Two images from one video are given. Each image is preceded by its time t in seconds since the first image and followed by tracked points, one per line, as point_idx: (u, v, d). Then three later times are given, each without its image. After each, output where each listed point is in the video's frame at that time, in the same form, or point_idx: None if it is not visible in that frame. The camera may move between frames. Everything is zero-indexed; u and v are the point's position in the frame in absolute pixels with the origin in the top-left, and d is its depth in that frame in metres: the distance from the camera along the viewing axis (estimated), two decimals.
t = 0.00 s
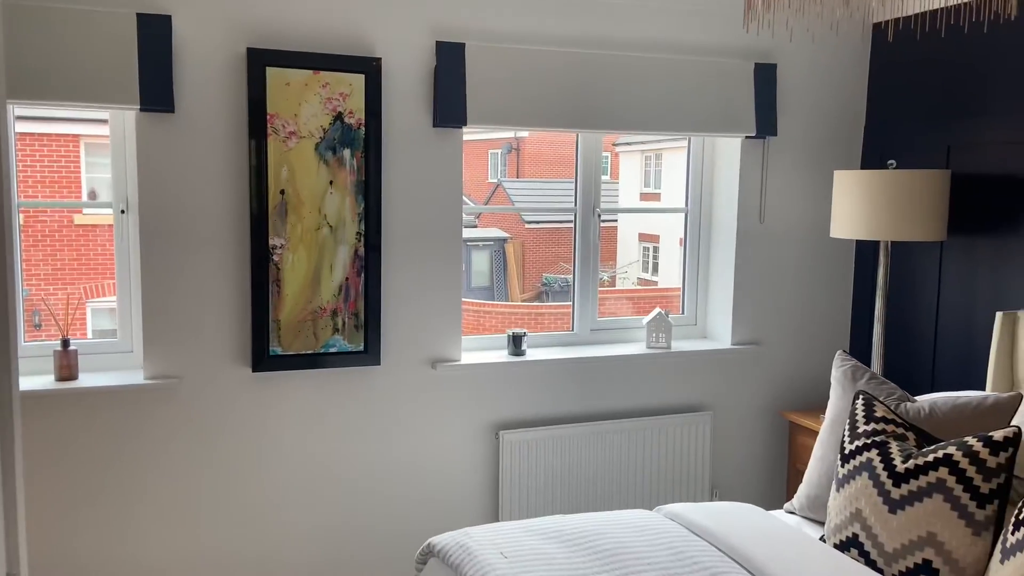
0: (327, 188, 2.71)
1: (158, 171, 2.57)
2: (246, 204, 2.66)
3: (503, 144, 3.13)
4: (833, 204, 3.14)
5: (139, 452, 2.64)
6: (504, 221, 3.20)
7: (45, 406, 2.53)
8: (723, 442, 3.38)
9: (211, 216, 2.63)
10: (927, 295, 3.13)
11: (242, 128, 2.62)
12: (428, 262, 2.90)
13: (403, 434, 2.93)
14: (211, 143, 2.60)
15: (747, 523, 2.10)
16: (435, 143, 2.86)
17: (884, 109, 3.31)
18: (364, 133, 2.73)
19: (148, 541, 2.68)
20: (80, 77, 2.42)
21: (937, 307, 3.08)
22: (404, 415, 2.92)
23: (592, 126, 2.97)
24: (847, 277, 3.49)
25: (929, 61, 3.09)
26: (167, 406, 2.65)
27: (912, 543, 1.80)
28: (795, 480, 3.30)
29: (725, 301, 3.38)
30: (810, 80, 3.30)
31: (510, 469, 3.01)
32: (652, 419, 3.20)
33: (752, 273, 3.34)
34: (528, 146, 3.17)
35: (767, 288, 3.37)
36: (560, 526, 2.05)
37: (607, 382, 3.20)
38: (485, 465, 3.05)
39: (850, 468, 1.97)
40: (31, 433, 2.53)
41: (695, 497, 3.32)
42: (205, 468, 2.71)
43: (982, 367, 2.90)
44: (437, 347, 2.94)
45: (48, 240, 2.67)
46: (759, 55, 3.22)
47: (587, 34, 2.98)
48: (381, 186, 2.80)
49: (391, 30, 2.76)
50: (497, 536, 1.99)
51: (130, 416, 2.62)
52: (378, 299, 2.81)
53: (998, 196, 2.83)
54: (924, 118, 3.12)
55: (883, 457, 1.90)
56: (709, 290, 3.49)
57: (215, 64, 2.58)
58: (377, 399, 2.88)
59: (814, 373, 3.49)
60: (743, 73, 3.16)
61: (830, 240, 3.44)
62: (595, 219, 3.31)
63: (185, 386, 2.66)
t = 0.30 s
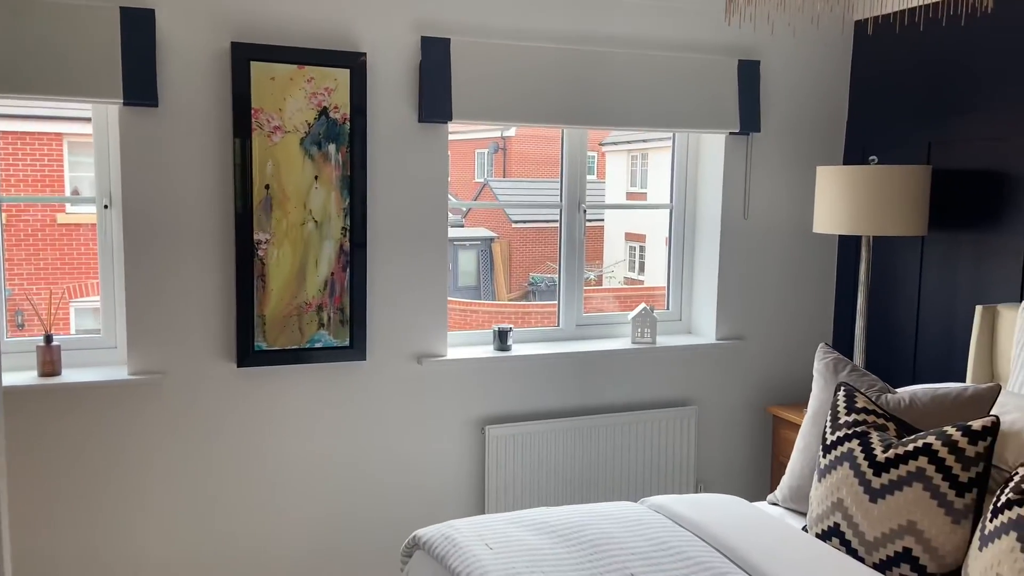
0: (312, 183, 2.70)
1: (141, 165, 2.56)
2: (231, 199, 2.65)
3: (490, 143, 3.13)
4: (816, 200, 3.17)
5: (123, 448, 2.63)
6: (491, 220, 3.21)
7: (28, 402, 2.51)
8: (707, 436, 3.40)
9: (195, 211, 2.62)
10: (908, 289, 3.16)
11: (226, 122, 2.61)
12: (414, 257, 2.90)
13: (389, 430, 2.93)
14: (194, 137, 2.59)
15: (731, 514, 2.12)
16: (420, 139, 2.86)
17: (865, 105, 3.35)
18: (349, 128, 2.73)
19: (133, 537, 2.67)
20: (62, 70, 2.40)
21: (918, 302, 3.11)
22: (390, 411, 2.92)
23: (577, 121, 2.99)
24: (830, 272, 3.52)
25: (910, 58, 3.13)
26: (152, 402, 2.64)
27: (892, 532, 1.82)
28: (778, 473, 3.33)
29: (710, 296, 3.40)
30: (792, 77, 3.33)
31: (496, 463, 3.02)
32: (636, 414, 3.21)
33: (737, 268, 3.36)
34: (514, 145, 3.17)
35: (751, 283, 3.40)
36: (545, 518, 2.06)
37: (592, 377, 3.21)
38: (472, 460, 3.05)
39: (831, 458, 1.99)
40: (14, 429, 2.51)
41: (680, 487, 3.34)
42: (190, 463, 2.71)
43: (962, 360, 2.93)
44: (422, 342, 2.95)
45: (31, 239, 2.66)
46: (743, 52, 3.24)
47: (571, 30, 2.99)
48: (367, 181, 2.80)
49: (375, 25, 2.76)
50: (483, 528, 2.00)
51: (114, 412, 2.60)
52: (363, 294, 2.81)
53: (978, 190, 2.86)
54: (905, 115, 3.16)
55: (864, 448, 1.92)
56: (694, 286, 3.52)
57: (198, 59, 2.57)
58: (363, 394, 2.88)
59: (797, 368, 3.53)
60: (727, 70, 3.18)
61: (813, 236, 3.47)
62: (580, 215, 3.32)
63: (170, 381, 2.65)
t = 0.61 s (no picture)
0: (297, 179, 2.71)
1: (125, 162, 2.55)
2: (215, 195, 2.65)
3: (477, 142, 3.16)
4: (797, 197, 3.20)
5: (107, 444, 2.62)
6: (479, 220, 3.22)
7: (10, 399, 2.51)
8: (691, 431, 3.43)
9: (179, 208, 2.62)
10: (888, 285, 3.20)
11: (210, 119, 2.62)
12: (399, 253, 2.91)
13: (374, 426, 2.94)
14: (178, 133, 2.59)
15: (712, 506, 2.14)
16: (405, 136, 2.87)
17: (846, 104, 3.39)
18: (334, 125, 2.74)
19: (117, 533, 2.67)
20: (45, 66, 2.40)
21: (898, 298, 3.15)
22: (375, 407, 2.93)
23: (561, 119, 3.00)
24: (812, 269, 3.56)
25: (890, 58, 3.17)
26: (136, 399, 2.64)
27: (870, 522, 1.85)
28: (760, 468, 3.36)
29: (694, 292, 3.43)
30: (774, 76, 3.36)
31: (481, 459, 3.04)
32: (620, 410, 3.24)
33: (720, 264, 3.39)
34: (501, 144, 3.20)
35: (733, 280, 3.43)
36: (529, 510, 2.07)
37: (576, 373, 3.23)
38: (457, 455, 3.07)
39: (810, 450, 2.02)
40: None
41: (664, 483, 3.37)
42: (174, 460, 2.71)
43: (940, 355, 2.97)
44: (407, 339, 2.95)
45: (15, 239, 2.65)
46: (725, 50, 3.27)
47: (555, 28, 3.00)
48: (352, 178, 2.81)
49: (360, 22, 2.76)
50: (467, 521, 2.01)
51: (98, 409, 2.60)
52: (348, 291, 2.81)
53: (956, 187, 2.90)
54: (885, 113, 3.19)
55: (842, 439, 1.95)
56: (678, 283, 3.54)
57: (183, 55, 2.57)
58: (348, 390, 2.89)
59: (780, 364, 3.56)
60: (710, 68, 3.21)
61: (794, 233, 3.50)
62: (565, 212, 3.34)
63: (155, 378, 2.65)
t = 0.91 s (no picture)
0: (280, 176, 2.72)
1: (108, 158, 2.55)
2: (199, 192, 2.65)
3: (464, 142, 3.19)
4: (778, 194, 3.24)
5: (91, 440, 2.62)
6: (466, 219, 3.25)
7: None
8: (674, 426, 3.46)
9: (163, 204, 2.62)
10: (868, 280, 3.24)
11: (194, 115, 2.62)
12: (384, 250, 2.93)
13: (358, 422, 2.95)
14: (162, 130, 2.60)
15: (692, 498, 2.17)
16: (389, 133, 2.88)
17: (827, 102, 3.42)
18: (317, 121, 2.75)
19: (101, 529, 2.67)
20: (28, 62, 2.39)
21: (877, 293, 3.19)
22: (359, 403, 2.94)
23: (544, 116, 3.03)
24: (793, 265, 3.60)
25: (868, 56, 3.21)
26: (120, 396, 2.64)
27: (846, 511, 1.88)
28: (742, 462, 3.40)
29: (676, 288, 3.46)
30: (756, 73, 3.40)
31: (465, 454, 3.05)
32: (604, 405, 3.26)
33: (702, 261, 3.43)
34: (488, 144, 3.22)
35: (716, 276, 3.46)
36: (511, 503, 2.09)
37: (560, 369, 3.25)
38: (442, 451, 3.08)
39: (787, 441, 2.05)
40: None
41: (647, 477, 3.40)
42: (159, 456, 2.71)
43: (918, 349, 3.02)
44: (392, 335, 2.97)
45: None
46: (707, 48, 3.30)
47: (538, 25, 3.02)
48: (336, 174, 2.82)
49: (343, 19, 2.77)
50: (449, 513, 2.03)
51: (81, 405, 2.60)
52: (332, 287, 2.82)
53: (933, 184, 2.94)
54: (864, 110, 3.23)
55: (818, 431, 1.98)
56: (661, 279, 3.57)
57: (166, 51, 2.57)
58: (333, 386, 2.90)
59: (761, 359, 3.60)
60: (691, 66, 3.24)
61: (775, 229, 3.54)
62: (549, 209, 3.36)
63: (139, 375, 2.65)
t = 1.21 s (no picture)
0: (262, 171, 2.72)
1: (90, 153, 2.55)
2: (180, 187, 2.65)
3: (451, 141, 3.21)
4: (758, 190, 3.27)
5: (73, 436, 2.62)
6: (453, 219, 3.27)
7: None
8: (656, 421, 3.49)
9: (145, 199, 2.63)
10: (846, 275, 3.28)
11: (175, 111, 2.62)
12: (367, 246, 2.94)
13: (342, 417, 2.96)
14: (143, 126, 2.60)
15: (671, 489, 2.20)
16: (372, 129, 2.89)
17: (806, 99, 3.46)
18: (300, 118, 2.75)
19: (83, 525, 2.67)
20: (8, 57, 2.39)
21: (856, 288, 3.24)
22: (343, 398, 2.95)
23: (526, 113, 3.05)
24: (774, 261, 3.63)
25: (847, 54, 3.25)
26: (102, 391, 2.64)
27: (820, 500, 1.91)
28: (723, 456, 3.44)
29: (658, 284, 3.49)
30: (736, 71, 3.43)
31: (448, 449, 3.07)
32: (586, 400, 3.29)
33: (684, 256, 3.46)
34: (476, 144, 3.24)
35: (697, 272, 3.50)
36: (492, 494, 2.11)
37: (543, 364, 3.27)
38: (425, 446, 3.10)
39: (764, 432, 2.08)
40: None
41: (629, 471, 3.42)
42: (141, 451, 2.71)
43: (895, 343, 3.06)
44: (375, 331, 2.98)
45: None
46: (688, 46, 3.33)
47: (520, 22, 3.04)
48: (318, 170, 2.83)
49: (325, 16, 2.78)
50: (431, 504, 2.04)
51: (63, 401, 2.59)
52: (315, 282, 2.83)
53: (910, 180, 2.98)
54: (842, 108, 3.28)
55: (793, 422, 2.01)
56: (643, 275, 3.60)
57: (147, 47, 2.57)
58: (316, 382, 2.91)
59: (742, 354, 3.64)
60: (672, 63, 3.27)
61: (756, 225, 3.57)
62: (532, 205, 3.38)
63: (121, 370, 2.65)
